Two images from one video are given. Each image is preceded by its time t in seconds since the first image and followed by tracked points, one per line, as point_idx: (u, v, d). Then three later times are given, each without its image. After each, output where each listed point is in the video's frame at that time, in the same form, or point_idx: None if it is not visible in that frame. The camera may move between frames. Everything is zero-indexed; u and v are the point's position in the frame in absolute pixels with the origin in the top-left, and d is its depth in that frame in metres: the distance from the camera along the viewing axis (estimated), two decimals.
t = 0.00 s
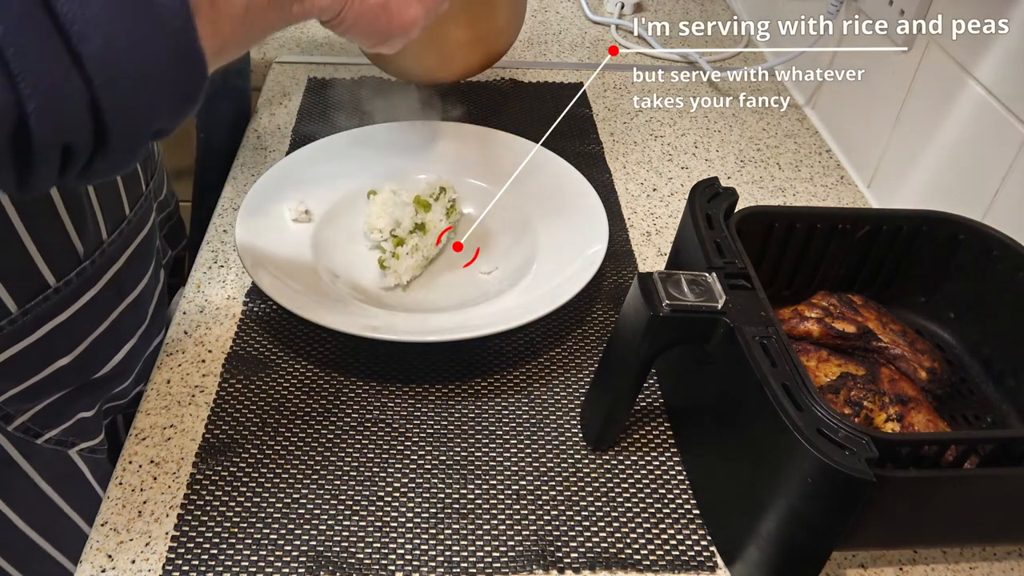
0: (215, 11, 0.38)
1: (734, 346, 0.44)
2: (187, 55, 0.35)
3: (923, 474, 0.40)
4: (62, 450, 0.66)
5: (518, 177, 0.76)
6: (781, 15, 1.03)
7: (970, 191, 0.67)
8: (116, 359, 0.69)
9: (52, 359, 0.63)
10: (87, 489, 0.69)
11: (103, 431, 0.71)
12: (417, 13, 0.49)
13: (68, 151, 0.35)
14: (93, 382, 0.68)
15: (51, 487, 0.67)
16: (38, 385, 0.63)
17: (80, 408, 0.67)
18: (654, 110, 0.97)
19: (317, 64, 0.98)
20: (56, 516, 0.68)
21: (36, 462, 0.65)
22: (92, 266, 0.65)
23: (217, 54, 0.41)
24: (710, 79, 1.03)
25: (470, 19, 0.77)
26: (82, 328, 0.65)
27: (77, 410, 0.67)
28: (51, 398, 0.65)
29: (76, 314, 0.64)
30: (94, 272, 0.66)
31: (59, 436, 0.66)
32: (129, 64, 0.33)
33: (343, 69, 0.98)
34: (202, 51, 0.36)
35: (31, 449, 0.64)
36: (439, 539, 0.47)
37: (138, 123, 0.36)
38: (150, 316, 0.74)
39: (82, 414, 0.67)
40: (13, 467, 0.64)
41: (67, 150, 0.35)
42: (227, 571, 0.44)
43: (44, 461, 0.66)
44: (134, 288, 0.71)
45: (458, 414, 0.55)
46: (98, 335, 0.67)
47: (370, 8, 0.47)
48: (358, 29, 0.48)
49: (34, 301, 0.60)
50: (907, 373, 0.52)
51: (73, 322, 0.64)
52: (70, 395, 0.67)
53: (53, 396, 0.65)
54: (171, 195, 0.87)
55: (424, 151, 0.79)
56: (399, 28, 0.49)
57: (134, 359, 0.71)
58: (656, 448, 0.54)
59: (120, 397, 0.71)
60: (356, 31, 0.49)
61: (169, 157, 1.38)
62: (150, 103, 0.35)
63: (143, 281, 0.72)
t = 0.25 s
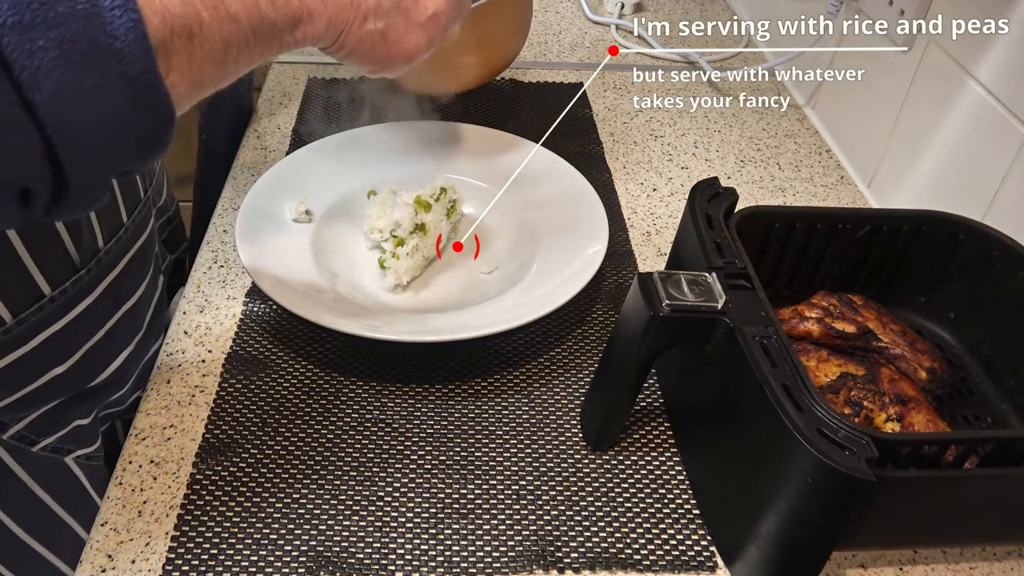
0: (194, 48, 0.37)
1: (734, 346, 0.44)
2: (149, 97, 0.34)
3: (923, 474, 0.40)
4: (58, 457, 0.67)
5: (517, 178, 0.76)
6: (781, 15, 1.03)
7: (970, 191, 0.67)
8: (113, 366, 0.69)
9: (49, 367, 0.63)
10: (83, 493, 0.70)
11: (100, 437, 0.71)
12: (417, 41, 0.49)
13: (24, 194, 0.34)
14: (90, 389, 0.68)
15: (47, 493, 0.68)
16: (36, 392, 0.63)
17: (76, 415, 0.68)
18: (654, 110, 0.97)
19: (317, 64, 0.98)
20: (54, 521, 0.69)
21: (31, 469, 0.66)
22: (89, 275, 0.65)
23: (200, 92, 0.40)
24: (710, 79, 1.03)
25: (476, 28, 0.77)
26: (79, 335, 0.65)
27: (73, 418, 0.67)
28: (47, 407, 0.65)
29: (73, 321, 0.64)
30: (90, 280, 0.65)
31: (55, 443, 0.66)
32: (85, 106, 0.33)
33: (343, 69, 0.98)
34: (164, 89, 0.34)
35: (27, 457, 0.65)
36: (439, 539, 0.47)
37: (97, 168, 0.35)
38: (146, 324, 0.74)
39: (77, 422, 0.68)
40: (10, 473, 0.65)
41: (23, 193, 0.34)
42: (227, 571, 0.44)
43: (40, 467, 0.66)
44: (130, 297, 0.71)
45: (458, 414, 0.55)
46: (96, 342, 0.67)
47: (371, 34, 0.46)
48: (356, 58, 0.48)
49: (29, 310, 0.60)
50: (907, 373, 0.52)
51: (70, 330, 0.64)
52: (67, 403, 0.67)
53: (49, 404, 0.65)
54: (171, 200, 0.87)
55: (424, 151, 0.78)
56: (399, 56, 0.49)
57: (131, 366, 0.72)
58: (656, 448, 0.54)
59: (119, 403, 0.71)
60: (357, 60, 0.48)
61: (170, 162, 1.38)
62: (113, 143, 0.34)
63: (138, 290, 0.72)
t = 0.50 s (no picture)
0: (157, 72, 0.37)
1: (734, 346, 0.44)
2: (90, 125, 0.34)
3: (923, 474, 0.40)
4: (56, 467, 0.67)
5: (518, 178, 0.76)
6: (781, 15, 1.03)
7: (970, 191, 0.67)
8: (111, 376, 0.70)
9: (47, 377, 0.63)
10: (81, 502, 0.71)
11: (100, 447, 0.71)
12: (415, 58, 0.47)
13: None
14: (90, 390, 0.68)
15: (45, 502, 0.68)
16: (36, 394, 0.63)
17: (74, 425, 0.67)
18: (654, 110, 0.97)
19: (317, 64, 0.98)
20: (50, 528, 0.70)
21: (30, 479, 0.66)
22: (87, 284, 0.65)
23: (172, 114, 0.40)
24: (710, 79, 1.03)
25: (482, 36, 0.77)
26: (77, 345, 0.65)
27: (70, 428, 0.67)
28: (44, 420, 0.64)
29: (71, 331, 0.64)
30: (88, 290, 0.65)
31: (53, 454, 0.66)
32: (22, 134, 0.33)
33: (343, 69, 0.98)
34: (111, 118, 0.35)
35: (26, 468, 0.65)
36: (439, 539, 0.47)
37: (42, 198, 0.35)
38: (144, 334, 0.74)
39: (75, 431, 0.67)
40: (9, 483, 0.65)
41: None
42: (227, 571, 0.44)
43: (39, 477, 0.67)
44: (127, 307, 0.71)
45: (458, 414, 0.55)
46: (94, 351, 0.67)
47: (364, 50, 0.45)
48: (352, 71, 0.47)
49: (24, 321, 0.60)
50: (907, 373, 0.52)
51: (68, 339, 0.64)
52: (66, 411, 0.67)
53: (47, 414, 0.65)
54: (172, 206, 0.87)
55: (425, 151, 0.78)
56: (395, 72, 0.48)
57: (128, 376, 0.72)
58: (656, 448, 0.54)
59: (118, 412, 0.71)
60: (355, 74, 0.47)
61: (170, 165, 1.38)
62: (55, 172, 0.35)
63: (137, 297, 0.72)
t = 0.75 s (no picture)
0: (64, 169, 0.30)
1: (734, 346, 0.44)
2: None
3: (923, 474, 0.40)
4: (54, 474, 0.67)
5: (518, 177, 0.76)
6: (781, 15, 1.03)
7: (970, 190, 0.67)
8: (111, 383, 0.70)
9: (47, 386, 0.64)
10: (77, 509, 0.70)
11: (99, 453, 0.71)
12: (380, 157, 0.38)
13: None
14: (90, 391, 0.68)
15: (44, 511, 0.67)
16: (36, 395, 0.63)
17: (73, 433, 0.68)
18: (654, 110, 0.97)
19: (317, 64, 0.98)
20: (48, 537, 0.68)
21: (28, 488, 0.65)
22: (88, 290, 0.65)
23: (89, 210, 0.34)
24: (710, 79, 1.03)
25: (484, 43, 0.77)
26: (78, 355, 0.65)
27: (68, 435, 0.67)
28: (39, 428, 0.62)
29: (70, 341, 0.64)
30: (88, 299, 0.66)
31: (52, 461, 0.66)
32: None
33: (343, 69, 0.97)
34: None
35: (24, 476, 0.65)
36: (439, 539, 0.47)
37: None
38: (142, 343, 0.74)
39: (75, 438, 0.68)
40: (8, 493, 0.64)
41: None
42: (227, 572, 0.44)
43: (38, 485, 0.66)
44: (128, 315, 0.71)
45: (458, 414, 0.55)
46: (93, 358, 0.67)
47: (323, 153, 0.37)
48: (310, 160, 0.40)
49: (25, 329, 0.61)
50: (907, 373, 0.52)
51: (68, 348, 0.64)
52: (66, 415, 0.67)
53: (47, 422, 0.65)
54: (172, 211, 0.87)
55: (425, 151, 0.78)
56: (354, 167, 0.39)
57: (128, 384, 0.72)
58: (656, 448, 0.54)
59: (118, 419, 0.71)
60: (303, 166, 0.39)
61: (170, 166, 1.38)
62: None
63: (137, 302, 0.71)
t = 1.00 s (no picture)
0: (97, 278, 0.34)
1: (734, 346, 0.44)
2: None
3: (924, 474, 0.40)
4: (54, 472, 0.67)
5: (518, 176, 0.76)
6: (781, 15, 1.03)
7: (970, 190, 0.67)
8: (110, 382, 0.70)
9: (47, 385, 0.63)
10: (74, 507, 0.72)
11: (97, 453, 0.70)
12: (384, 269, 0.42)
13: None
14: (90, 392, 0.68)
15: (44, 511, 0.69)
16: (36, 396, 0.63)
17: (72, 432, 0.67)
18: (654, 110, 0.97)
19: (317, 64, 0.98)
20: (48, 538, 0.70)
21: (28, 486, 0.68)
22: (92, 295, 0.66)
23: (110, 309, 0.37)
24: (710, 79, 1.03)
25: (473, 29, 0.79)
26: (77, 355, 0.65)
27: (68, 434, 0.66)
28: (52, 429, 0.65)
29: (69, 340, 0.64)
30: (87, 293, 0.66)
31: (51, 460, 0.65)
32: None
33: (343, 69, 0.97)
34: None
35: (24, 475, 0.67)
36: (439, 539, 0.47)
37: None
38: (142, 343, 0.74)
39: (74, 437, 0.67)
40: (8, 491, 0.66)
41: None
42: (227, 572, 0.44)
43: (38, 483, 0.68)
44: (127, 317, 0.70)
45: (459, 414, 0.55)
46: (93, 356, 0.67)
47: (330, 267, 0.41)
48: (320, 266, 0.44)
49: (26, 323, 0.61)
50: (907, 374, 0.52)
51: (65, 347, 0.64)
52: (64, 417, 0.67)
53: (47, 421, 0.65)
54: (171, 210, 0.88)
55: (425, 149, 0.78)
56: (363, 286, 0.43)
57: (127, 384, 0.71)
58: (656, 448, 0.54)
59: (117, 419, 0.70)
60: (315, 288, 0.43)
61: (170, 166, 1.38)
62: None
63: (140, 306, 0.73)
